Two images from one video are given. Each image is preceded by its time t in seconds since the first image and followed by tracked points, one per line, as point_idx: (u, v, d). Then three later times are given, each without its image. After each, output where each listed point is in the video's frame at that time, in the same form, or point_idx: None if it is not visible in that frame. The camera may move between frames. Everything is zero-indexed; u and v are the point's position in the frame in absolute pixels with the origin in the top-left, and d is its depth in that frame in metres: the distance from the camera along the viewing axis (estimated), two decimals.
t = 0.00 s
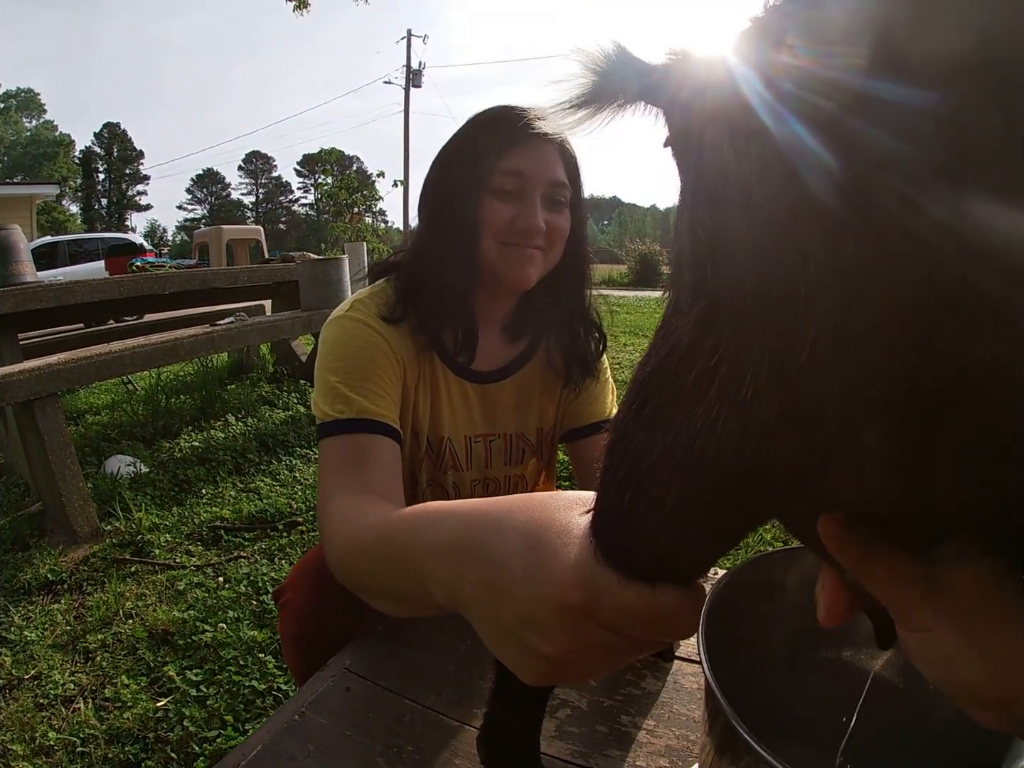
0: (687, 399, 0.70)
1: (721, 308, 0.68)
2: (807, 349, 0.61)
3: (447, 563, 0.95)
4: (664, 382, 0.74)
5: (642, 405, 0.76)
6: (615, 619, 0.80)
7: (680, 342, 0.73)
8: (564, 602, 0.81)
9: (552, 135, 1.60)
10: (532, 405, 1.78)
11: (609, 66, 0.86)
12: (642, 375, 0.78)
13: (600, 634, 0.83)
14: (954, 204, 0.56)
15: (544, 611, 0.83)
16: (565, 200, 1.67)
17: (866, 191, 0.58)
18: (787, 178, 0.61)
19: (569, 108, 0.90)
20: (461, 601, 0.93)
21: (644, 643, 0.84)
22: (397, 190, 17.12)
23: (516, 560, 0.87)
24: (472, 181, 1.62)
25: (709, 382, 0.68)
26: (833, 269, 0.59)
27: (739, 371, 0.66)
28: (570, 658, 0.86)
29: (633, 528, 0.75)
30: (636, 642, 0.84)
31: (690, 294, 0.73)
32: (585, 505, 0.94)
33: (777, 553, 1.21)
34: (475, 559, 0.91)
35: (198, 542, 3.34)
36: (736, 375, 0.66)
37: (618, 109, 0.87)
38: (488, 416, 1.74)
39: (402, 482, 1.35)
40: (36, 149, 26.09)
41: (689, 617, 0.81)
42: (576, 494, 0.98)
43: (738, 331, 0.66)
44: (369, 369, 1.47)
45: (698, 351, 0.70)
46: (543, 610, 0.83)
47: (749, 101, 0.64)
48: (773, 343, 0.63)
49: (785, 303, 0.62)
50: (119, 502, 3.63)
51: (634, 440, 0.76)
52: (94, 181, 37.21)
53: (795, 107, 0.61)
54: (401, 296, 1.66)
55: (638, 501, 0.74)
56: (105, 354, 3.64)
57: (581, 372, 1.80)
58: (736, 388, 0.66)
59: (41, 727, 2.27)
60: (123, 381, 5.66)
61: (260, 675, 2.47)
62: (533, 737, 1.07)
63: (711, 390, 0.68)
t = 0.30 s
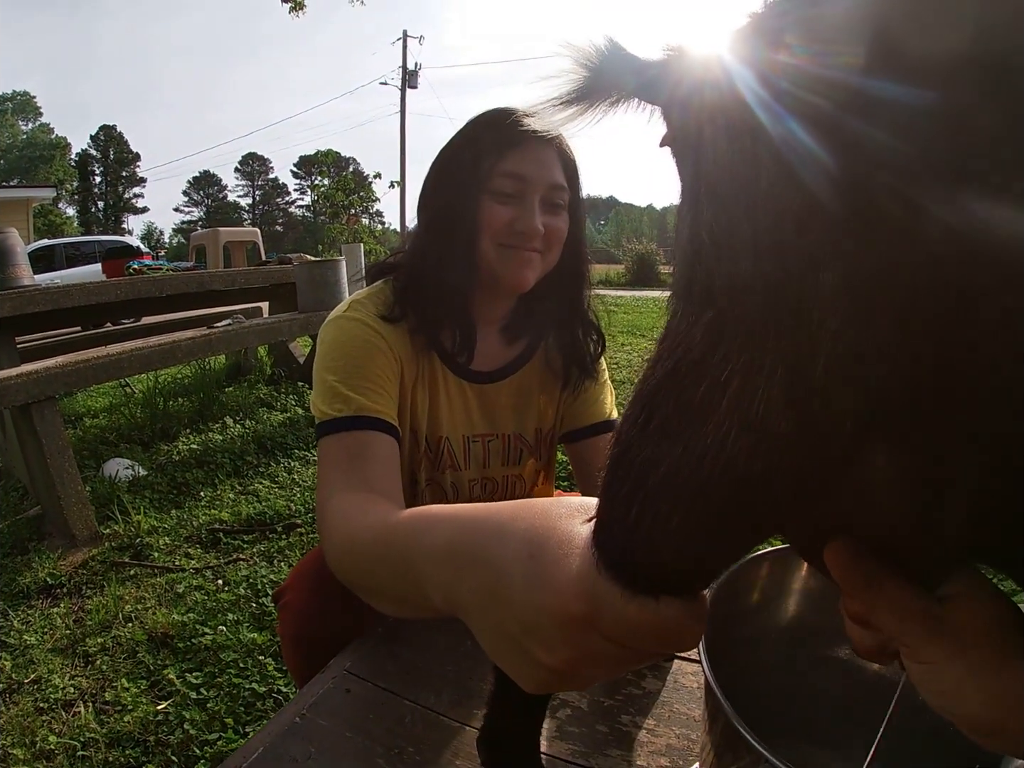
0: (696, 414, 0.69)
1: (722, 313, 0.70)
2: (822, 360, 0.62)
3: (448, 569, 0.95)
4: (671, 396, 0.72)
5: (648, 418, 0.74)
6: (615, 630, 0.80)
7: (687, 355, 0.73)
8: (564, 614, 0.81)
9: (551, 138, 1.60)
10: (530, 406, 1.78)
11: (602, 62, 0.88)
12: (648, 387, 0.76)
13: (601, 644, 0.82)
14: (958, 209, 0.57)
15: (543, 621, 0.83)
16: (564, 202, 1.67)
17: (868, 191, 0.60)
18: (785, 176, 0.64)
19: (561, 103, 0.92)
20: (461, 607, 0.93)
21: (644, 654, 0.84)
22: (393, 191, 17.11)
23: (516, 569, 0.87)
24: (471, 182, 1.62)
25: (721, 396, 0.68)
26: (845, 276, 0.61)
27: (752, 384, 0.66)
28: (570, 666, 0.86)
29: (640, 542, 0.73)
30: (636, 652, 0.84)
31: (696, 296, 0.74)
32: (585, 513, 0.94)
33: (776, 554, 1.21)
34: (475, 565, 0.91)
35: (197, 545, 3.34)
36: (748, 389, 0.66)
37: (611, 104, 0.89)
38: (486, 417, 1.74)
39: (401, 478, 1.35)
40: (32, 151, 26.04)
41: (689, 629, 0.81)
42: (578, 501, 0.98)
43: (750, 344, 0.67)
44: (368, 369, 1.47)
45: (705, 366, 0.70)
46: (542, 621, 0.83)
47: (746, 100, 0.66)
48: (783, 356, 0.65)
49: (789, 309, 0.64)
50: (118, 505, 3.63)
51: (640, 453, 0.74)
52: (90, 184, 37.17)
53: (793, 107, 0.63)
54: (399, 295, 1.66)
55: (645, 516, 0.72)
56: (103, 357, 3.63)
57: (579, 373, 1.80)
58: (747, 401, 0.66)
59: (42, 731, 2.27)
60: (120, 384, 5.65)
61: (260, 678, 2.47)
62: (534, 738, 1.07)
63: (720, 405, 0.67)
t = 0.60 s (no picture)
0: (682, 428, 0.73)
1: (715, 316, 0.72)
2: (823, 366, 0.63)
3: (439, 579, 0.96)
4: (657, 409, 0.76)
5: (635, 432, 0.78)
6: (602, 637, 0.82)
7: (676, 369, 0.76)
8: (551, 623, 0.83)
9: (548, 146, 1.62)
10: (524, 412, 1.79)
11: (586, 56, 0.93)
12: (636, 401, 0.80)
13: (588, 651, 0.84)
14: (960, 214, 0.57)
15: (529, 630, 0.85)
16: (561, 210, 1.69)
17: (862, 188, 0.61)
18: (780, 177, 0.65)
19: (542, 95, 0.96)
20: (451, 617, 0.95)
21: (630, 660, 0.86)
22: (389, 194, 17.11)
23: (504, 580, 0.88)
24: (469, 189, 1.63)
25: (704, 413, 0.71)
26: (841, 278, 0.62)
27: (737, 400, 0.69)
28: (559, 672, 0.88)
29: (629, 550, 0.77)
30: (622, 659, 0.86)
31: (689, 299, 0.77)
32: (571, 522, 0.95)
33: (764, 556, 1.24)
34: (463, 575, 0.92)
35: (193, 548, 3.35)
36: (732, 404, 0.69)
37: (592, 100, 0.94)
38: (479, 423, 1.75)
39: (394, 487, 1.37)
40: (27, 153, 25.99)
41: (674, 636, 0.82)
42: (564, 509, 0.99)
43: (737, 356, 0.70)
44: (363, 376, 1.48)
45: (694, 379, 0.73)
46: (528, 630, 0.85)
47: (739, 100, 0.69)
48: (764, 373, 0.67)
49: (781, 314, 0.66)
50: (114, 509, 3.63)
51: (628, 466, 0.77)
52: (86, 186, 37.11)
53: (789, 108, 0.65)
54: (396, 301, 1.67)
55: (630, 528, 0.76)
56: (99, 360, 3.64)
57: (574, 379, 1.81)
58: (732, 416, 0.69)
59: (39, 733, 2.28)
60: (116, 388, 5.65)
61: (256, 680, 2.47)
62: (525, 738, 1.08)
63: (704, 421, 0.71)
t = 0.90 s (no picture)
0: (679, 434, 0.72)
1: (711, 326, 0.71)
2: (816, 369, 0.63)
3: (440, 586, 0.96)
4: (653, 413, 0.76)
5: (635, 438, 0.77)
6: (606, 639, 0.82)
7: (673, 377, 0.75)
8: (556, 627, 0.84)
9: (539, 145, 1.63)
10: (522, 416, 1.79)
11: (582, 67, 0.90)
12: (635, 408, 0.80)
13: (593, 656, 0.85)
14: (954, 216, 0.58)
15: (535, 636, 0.85)
16: (553, 206, 1.70)
17: (860, 191, 0.60)
18: (774, 181, 0.64)
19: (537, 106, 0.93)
20: (453, 624, 0.95)
21: (635, 663, 0.86)
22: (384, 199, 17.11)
23: (507, 586, 0.88)
24: (459, 190, 1.64)
25: (707, 418, 0.70)
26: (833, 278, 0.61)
27: (737, 406, 0.68)
28: (564, 676, 0.88)
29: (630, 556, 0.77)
30: (626, 662, 0.86)
31: (682, 306, 0.75)
32: (575, 527, 0.96)
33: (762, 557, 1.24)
34: (467, 581, 0.93)
35: (190, 554, 3.34)
36: (732, 412, 0.68)
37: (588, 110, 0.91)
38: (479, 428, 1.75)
39: (392, 495, 1.37)
40: (21, 159, 25.93)
41: (678, 637, 0.83)
42: (565, 514, 1.00)
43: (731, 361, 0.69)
44: (361, 385, 1.48)
45: (693, 386, 0.72)
46: (533, 634, 0.85)
47: (730, 102, 0.66)
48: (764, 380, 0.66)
49: (775, 324, 0.65)
50: (110, 515, 3.62)
51: (626, 473, 0.77)
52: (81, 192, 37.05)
53: (783, 112, 0.62)
54: (392, 306, 1.67)
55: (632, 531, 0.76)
56: (94, 366, 3.63)
57: (573, 380, 1.81)
58: (734, 422, 0.68)
59: (37, 741, 2.27)
60: (111, 394, 5.64)
61: (254, 686, 2.47)
62: (526, 742, 1.08)
63: (709, 426, 0.70)
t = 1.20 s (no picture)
0: (675, 432, 0.73)
1: (707, 328, 0.71)
2: (809, 369, 0.63)
3: (438, 585, 0.97)
4: (653, 412, 0.76)
5: (632, 435, 0.78)
6: (603, 635, 0.83)
7: (672, 376, 0.75)
8: (554, 622, 0.84)
9: (534, 153, 1.63)
10: (517, 419, 1.80)
11: (587, 75, 0.91)
12: (632, 407, 0.80)
13: (591, 652, 0.85)
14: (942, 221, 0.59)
15: (533, 631, 0.86)
16: (549, 216, 1.70)
17: (855, 191, 0.61)
18: (769, 183, 0.65)
19: (546, 112, 0.96)
20: (453, 622, 0.95)
21: (633, 658, 0.87)
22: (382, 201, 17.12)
23: (506, 583, 0.89)
24: (452, 198, 1.64)
25: (700, 413, 0.71)
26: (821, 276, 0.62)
27: (731, 405, 0.69)
28: (564, 670, 0.89)
29: (624, 554, 0.77)
30: (625, 658, 0.87)
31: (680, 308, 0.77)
32: (572, 525, 0.97)
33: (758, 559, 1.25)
34: (467, 579, 0.94)
35: (187, 556, 3.34)
36: (726, 409, 0.69)
37: (588, 117, 0.92)
38: (473, 433, 1.76)
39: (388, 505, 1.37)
40: (18, 158, 25.88)
41: (676, 631, 0.83)
42: (563, 514, 1.00)
43: (724, 362, 0.70)
44: (355, 395, 1.48)
45: (689, 385, 0.73)
46: (531, 630, 0.86)
47: (729, 105, 0.69)
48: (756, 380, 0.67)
49: (763, 321, 0.66)
50: (107, 517, 3.62)
51: (623, 470, 0.77)
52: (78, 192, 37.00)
53: (780, 114, 0.65)
54: (384, 313, 1.67)
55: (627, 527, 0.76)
56: (91, 366, 3.63)
57: (565, 386, 1.84)
58: (727, 421, 0.69)
59: (32, 743, 2.27)
60: (109, 395, 5.64)
61: (250, 688, 2.46)
62: (522, 744, 1.09)
63: (701, 424, 0.71)
